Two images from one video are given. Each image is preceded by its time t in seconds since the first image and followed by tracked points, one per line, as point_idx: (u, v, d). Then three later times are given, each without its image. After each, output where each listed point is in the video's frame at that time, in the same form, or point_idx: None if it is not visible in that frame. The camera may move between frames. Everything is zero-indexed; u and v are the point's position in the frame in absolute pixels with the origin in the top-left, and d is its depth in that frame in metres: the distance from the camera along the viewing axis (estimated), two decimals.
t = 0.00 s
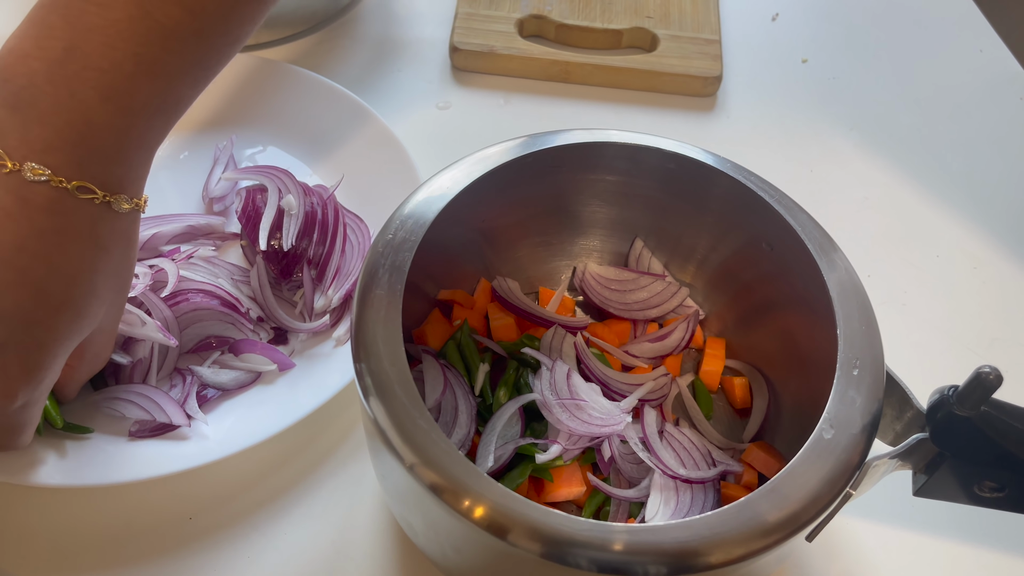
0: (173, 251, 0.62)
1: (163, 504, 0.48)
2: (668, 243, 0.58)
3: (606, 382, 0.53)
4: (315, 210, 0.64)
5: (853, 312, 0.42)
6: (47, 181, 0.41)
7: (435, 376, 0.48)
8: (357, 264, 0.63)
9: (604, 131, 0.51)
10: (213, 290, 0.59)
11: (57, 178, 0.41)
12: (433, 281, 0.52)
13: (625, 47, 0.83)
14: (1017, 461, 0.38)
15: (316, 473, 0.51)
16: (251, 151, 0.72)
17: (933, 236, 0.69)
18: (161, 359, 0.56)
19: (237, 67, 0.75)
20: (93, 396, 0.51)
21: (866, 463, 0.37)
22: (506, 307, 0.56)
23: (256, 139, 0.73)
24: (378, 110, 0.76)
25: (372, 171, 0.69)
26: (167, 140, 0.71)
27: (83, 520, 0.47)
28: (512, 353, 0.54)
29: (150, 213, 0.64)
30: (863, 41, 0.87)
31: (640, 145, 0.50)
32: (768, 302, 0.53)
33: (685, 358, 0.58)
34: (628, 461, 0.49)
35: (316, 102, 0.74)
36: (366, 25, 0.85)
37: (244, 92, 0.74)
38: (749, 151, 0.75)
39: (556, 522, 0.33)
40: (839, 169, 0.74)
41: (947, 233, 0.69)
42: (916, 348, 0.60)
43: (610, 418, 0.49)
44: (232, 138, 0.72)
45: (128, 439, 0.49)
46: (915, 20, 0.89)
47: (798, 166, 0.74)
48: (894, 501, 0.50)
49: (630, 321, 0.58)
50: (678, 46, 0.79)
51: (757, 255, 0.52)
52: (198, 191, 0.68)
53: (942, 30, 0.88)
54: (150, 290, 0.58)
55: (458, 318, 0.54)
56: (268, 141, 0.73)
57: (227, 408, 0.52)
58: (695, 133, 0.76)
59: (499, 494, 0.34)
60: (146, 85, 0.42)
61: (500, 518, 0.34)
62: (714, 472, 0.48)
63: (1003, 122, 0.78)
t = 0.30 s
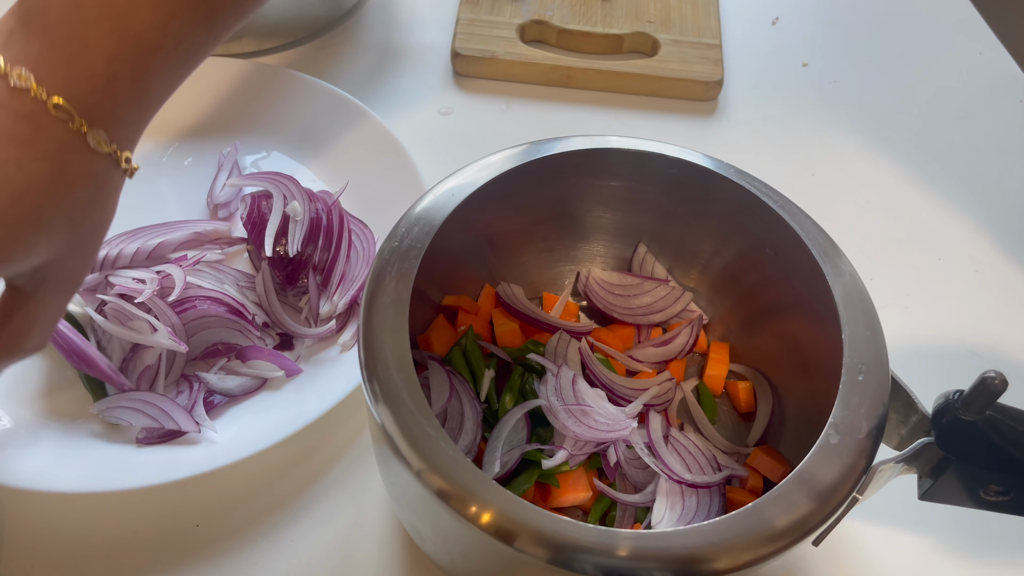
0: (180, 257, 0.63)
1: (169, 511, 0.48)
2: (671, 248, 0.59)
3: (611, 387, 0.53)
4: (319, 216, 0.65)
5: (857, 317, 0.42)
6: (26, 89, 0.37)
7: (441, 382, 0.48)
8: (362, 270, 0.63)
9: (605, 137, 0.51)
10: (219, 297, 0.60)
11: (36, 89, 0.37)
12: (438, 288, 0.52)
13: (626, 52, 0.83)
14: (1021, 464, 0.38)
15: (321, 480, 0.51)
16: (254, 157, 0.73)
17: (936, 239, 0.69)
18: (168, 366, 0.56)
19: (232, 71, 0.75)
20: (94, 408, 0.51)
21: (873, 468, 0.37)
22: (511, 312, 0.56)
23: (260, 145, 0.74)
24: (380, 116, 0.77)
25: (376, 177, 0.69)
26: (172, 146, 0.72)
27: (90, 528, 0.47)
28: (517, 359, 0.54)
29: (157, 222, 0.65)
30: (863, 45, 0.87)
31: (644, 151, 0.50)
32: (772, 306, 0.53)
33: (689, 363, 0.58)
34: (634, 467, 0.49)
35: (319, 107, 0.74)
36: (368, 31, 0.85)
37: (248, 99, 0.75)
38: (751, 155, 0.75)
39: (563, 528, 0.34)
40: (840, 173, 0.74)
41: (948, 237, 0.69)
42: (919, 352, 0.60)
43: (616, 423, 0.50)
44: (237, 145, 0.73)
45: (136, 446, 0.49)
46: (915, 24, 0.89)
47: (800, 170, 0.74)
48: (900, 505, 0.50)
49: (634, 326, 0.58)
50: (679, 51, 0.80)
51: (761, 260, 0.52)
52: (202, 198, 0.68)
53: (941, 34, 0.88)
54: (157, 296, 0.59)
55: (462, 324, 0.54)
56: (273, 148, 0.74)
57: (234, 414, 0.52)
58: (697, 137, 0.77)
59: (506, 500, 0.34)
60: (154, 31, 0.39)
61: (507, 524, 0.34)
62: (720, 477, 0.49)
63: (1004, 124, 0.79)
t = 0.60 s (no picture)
0: (182, 263, 0.63)
1: (172, 518, 0.48)
2: (674, 252, 0.59)
3: (615, 392, 0.53)
4: (322, 222, 0.65)
5: (863, 321, 0.42)
6: None
7: (445, 387, 0.48)
8: (365, 276, 0.63)
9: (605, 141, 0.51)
10: (222, 302, 0.59)
11: None
12: (441, 294, 0.52)
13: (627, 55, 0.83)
14: None
15: (326, 486, 0.51)
16: (256, 163, 0.73)
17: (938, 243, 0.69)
18: (172, 373, 0.56)
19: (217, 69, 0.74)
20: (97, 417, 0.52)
21: (878, 472, 0.37)
22: (514, 318, 0.56)
23: (261, 151, 0.74)
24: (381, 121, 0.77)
25: (378, 181, 0.69)
26: (175, 154, 0.72)
27: (93, 536, 0.47)
28: (520, 364, 0.54)
29: (160, 229, 0.65)
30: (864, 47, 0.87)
31: (647, 155, 0.50)
32: (776, 310, 0.53)
33: (693, 367, 0.58)
34: (639, 471, 0.49)
35: (320, 112, 0.74)
36: (369, 35, 0.85)
37: (250, 105, 0.75)
38: (752, 157, 0.75)
39: (567, 535, 0.33)
40: (842, 175, 0.74)
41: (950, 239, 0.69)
42: (924, 355, 0.60)
43: (621, 428, 0.50)
44: (238, 150, 0.72)
45: (140, 452, 0.49)
46: (915, 26, 0.89)
47: (801, 172, 0.74)
48: (905, 510, 0.50)
49: (638, 330, 0.58)
50: (679, 54, 0.80)
51: (765, 264, 0.52)
52: (204, 204, 0.69)
53: (942, 36, 0.88)
54: (160, 303, 0.59)
55: (465, 329, 0.54)
56: (274, 153, 0.74)
57: (237, 421, 0.52)
58: (698, 140, 0.77)
59: (510, 507, 0.34)
60: None
61: (511, 531, 0.34)
62: (725, 481, 0.49)
63: (1005, 126, 0.79)
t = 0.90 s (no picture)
0: (183, 267, 0.63)
1: (174, 523, 0.48)
2: (676, 253, 0.59)
3: (618, 394, 0.53)
4: (323, 224, 0.65)
5: (866, 322, 0.42)
6: None
7: (447, 391, 0.48)
8: (366, 279, 0.63)
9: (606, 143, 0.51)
10: (223, 306, 0.59)
11: None
12: (443, 296, 0.52)
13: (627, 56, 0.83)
14: None
15: (328, 490, 0.51)
16: (256, 165, 0.73)
17: (940, 242, 0.69)
18: (173, 378, 0.56)
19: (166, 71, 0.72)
20: (99, 421, 0.51)
21: (884, 474, 0.37)
22: (516, 320, 0.56)
23: (262, 154, 0.74)
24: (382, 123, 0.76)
25: (379, 184, 0.69)
26: (175, 157, 0.72)
27: (95, 541, 0.47)
28: (523, 366, 0.54)
29: (161, 232, 0.65)
30: (864, 47, 0.87)
31: (649, 157, 0.50)
32: (778, 311, 0.53)
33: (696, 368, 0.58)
34: (641, 474, 0.49)
35: (320, 113, 0.73)
36: (369, 37, 0.85)
37: (250, 108, 0.75)
38: (753, 158, 0.75)
39: (571, 538, 0.33)
40: (843, 176, 0.74)
41: (951, 239, 0.69)
42: (926, 356, 0.60)
43: (623, 430, 0.50)
44: (238, 152, 0.72)
45: (141, 458, 0.49)
46: (915, 26, 0.90)
47: (802, 173, 0.74)
48: (908, 511, 0.50)
49: (640, 332, 0.58)
50: (680, 55, 0.80)
51: (767, 265, 0.52)
52: (204, 207, 0.68)
53: (942, 36, 0.88)
54: (161, 307, 0.59)
55: (467, 332, 0.54)
56: (274, 155, 0.73)
57: (239, 425, 0.52)
58: (699, 141, 0.77)
59: (514, 510, 0.34)
60: None
61: (516, 535, 0.33)
62: (729, 483, 0.49)
63: (1006, 126, 0.79)
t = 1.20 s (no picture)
0: (182, 266, 0.63)
1: (174, 523, 0.48)
2: (676, 251, 0.58)
3: (619, 392, 0.53)
4: (322, 223, 0.64)
5: (867, 319, 0.42)
6: None
7: (447, 389, 0.48)
8: (366, 277, 0.63)
9: (606, 141, 0.51)
10: (222, 305, 0.59)
11: None
12: (443, 294, 0.52)
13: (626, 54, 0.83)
14: None
15: (328, 489, 0.51)
16: (254, 164, 0.72)
17: (940, 239, 0.69)
18: (172, 377, 0.55)
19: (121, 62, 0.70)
20: (98, 421, 0.51)
21: (886, 471, 0.37)
22: (516, 318, 0.56)
23: (260, 152, 0.73)
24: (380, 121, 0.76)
25: (377, 182, 0.68)
26: (174, 156, 0.72)
27: (95, 540, 0.47)
28: (523, 364, 0.54)
29: (159, 231, 0.65)
30: (863, 44, 0.87)
31: (649, 154, 0.50)
32: (778, 308, 0.53)
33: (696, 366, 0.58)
34: (642, 472, 0.49)
35: (319, 112, 0.73)
36: (367, 35, 0.85)
37: (248, 106, 0.75)
38: (752, 156, 0.75)
39: (572, 537, 0.33)
40: (843, 173, 0.74)
41: (951, 236, 0.69)
42: (926, 353, 0.60)
43: (624, 428, 0.50)
44: (236, 151, 0.72)
45: (140, 458, 0.49)
46: (914, 23, 0.89)
47: (802, 170, 0.74)
48: (909, 509, 0.50)
49: (640, 330, 0.58)
50: (679, 53, 0.79)
51: (768, 262, 0.52)
52: (202, 207, 0.68)
53: (940, 33, 0.88)
54: (160, 306, 0.59)
55: (467, 330, 0.54)
56: (273, 154, 0.73)
57: (239, 424, 0.52)
58: (698, 138, 0.77)
59: (515, 508, 0.34)
60: None
61: (516, 532, 0.33)
62: (730, 481, 0.49)
63: (1004, 123, 0.79)
